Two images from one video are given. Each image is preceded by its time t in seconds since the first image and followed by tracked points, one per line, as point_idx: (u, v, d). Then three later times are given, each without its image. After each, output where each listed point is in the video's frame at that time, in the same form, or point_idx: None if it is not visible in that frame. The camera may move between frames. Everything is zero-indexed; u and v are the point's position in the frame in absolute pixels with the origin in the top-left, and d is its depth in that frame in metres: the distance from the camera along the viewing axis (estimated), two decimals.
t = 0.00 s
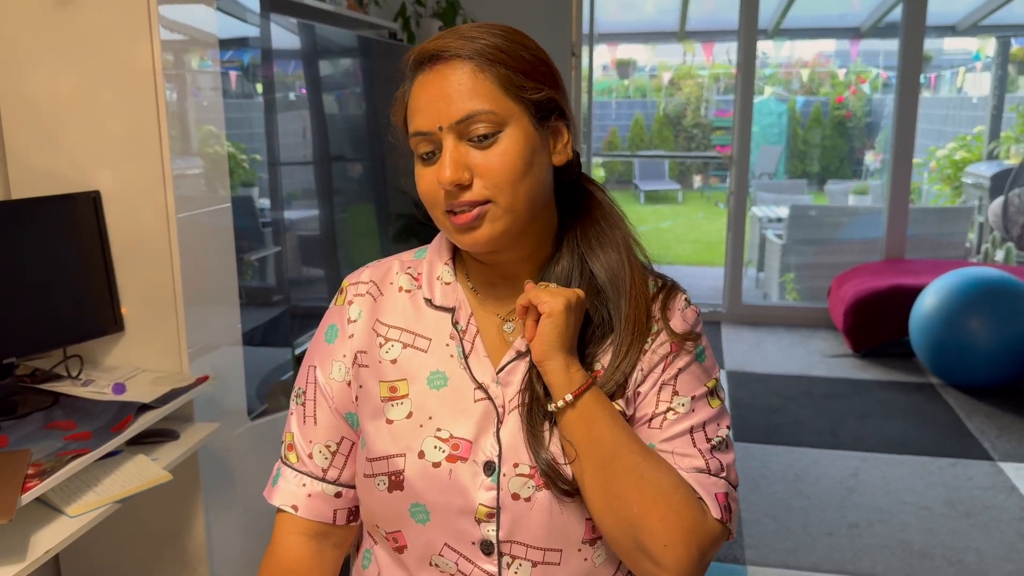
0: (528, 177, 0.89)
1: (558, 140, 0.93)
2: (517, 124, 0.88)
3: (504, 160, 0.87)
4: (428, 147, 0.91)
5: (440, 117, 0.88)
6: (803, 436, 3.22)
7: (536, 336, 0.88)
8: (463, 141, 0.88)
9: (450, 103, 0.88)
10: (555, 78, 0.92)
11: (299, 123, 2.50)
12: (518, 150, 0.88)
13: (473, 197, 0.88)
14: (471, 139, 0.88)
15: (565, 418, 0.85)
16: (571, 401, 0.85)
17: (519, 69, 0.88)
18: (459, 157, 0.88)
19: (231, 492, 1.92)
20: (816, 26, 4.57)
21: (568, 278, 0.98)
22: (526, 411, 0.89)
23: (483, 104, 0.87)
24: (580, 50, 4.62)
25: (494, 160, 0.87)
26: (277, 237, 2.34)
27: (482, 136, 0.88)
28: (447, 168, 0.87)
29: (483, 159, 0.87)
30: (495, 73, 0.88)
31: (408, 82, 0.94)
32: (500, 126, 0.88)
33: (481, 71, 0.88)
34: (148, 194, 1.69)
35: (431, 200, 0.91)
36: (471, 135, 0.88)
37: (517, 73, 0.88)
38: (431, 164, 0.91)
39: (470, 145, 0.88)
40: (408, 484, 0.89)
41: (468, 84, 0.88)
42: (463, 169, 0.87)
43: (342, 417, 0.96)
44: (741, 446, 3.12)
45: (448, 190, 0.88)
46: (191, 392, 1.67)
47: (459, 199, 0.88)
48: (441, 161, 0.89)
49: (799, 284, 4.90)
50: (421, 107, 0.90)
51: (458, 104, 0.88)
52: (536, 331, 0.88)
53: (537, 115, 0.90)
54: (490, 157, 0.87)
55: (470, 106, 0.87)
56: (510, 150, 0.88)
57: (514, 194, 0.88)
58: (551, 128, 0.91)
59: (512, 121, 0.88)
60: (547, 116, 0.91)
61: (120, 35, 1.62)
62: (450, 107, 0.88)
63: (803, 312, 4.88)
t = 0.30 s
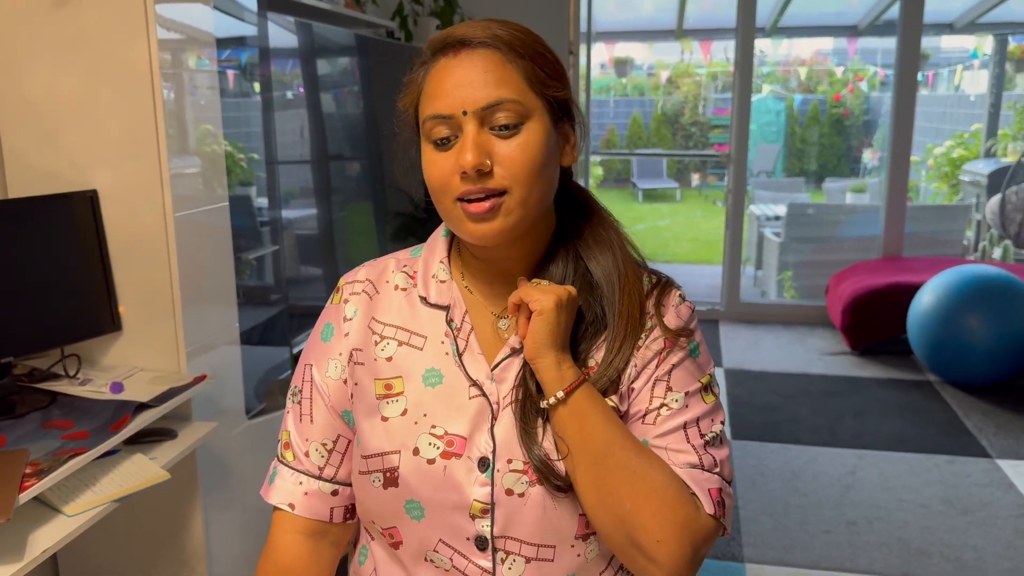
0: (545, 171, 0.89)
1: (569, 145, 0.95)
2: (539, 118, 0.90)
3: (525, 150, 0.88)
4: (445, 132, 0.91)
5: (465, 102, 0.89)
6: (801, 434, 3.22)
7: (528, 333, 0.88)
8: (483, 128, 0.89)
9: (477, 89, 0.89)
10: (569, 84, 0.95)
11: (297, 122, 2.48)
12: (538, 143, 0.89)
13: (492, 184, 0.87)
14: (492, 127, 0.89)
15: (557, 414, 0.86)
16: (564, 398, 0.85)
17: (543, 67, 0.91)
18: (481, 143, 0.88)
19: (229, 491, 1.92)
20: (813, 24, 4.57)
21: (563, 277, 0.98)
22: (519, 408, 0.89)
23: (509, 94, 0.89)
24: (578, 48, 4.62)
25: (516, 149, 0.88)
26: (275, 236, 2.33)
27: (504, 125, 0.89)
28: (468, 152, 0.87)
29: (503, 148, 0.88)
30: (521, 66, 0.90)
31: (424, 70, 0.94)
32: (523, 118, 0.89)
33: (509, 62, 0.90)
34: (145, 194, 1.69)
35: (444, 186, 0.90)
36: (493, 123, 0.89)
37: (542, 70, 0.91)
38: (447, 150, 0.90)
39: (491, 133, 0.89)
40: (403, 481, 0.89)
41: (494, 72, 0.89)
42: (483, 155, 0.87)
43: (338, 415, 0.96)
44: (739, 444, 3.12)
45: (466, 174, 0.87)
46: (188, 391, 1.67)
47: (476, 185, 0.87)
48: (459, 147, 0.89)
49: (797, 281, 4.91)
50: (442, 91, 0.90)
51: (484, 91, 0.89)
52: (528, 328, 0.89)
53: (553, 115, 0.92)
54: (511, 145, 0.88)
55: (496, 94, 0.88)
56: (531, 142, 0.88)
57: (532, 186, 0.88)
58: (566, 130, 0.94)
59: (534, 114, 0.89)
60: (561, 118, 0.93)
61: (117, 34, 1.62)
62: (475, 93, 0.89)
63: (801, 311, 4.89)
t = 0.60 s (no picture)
0: (557, 174, 0.90)
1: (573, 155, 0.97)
2: (558, 122, 0.90)
3: (544, 150, 0.88)
4: (464, 122, 0.90)
5: (491, 95, 0.88)
6: (799, 433, 3.22)
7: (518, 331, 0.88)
8: (506, 122, 0.88)
9: (504, 84, 0.88)
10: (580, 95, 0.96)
11: (295, 121, 2.46)
12: (556, 146, 0.89)
13: (511, 179, 0.87)
14: (514, 123, 0.88)
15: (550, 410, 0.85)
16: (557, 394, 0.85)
17: (565, 73, 0.92)
18: (503, 137, 0.87)
19: (227, 491, 1.93)
20: (812, 23, 4.57)
21: (552, 274, 0.98)
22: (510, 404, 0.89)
23: (535, 93, 0.89)
24: (576, 48, 4.61)
25: (536, 148, 0.88)
26: (273, 235, 2.32)
27: (525, 123, 0.89)
28: (491, 145, 0.86)
29: (524, 145, 0.88)
30: (546, 70, 0.91)
31: (444, 57, 0.93)
32: (544, 120, 0.89)
33: (537, 63, 0.90)
34: (143, 193, 1.69)
35: (459, 175, 0.88)
36: (516, 119, 0.89)
37: (563, 77, 0.92)
38: (466, 139, 0.89)
39: (513, 129, 0.88)
40: (398, 476, 0.89)
41: (522, 69, 0.89)
42: (505, 149, 0.87)
43: (331, 411, 0.96)
44: (737, 443, 3.12)
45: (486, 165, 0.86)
46: (185, 391, 1.67)
47: (496, 178, 0.87)
48: (479, 138, 0.88)
49: (795, 281, 4.91)
50: (467, 80, 0.89)
51: (511, 86, 0.88)
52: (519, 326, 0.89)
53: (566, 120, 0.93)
54: (533, 143, 0.88)
55: (522, 91, 0.88)
56: (549, 144, 0.89)
57: (547, 187, 0.89)
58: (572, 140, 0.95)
59: (554, 118, 0.90)
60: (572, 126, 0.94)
61: (115, 33, 1.62)
62: (502, 87, 0.88)
63: (799, 310, 4.88)
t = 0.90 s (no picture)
0: (562, 190, 0.90)
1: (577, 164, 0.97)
2: (567, 137, 0.90)
3: (552, 166, 0.88)
4: (474, 128, 0.89)
5: (505, 104, 0.87)
6: (798, 433, 3.22)
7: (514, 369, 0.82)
8: (517, 134, 0.88)
9: (520, 94, 0.88)
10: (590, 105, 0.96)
11: (295, 121, 2.46)
12: (564, 161, 0.89)
13: (518, 192, 0.87)
14: (525, 135, 0.88)
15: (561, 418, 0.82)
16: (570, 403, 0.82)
17: (578, 87, 0.92)
18: (514, 150, 0.87)
19: (226, 490, 1.93)
20: (811, 23, 4.57)
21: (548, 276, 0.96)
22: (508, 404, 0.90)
23: (549, 107, 0.88)
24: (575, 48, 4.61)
25: (544, 163, 0.88)
26: (272, 236, 2.31)
27: (536, 136, 0.88)
28: (501, 157, 0.86)
29: (533, 158, 0.87)
30: (560, 83, 0.90)
31: (460, 56, 0.92)
32: (555, 134, 0.89)
33: (553, 75, 0.89)
34: (142, 193, 1.69)
35: (465, 182, 0.88)
36: (527, 132, 0.88)
37: (576, 90, 0.92)
38: (475, 146, 0.89)
39: (523, 141, 0.88)
40: (393, 478, 0.89)
41: (538, 82, 0.88)
42: (514, 162, 0.87)
43: (329, 412, 0.96)
44: (736, 443, 3.12)
45: (494, 177, 0.86)
46: (183, 391, 1.66)
47: (503, 190, 0.86)
48: (489, 147, 0.88)
49: (795, 281, 4.91)
50: (481, 87, 0.88)
51: (527, 98, 0.88)
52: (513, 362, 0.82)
53: (575, 132, 0.93)
54: (541, 157, 0.88)
55: (537, 104, 0.88)
56: (557, 159, 0.89)
57: (551, 201, 0.89)
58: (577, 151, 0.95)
59: (564, 132, 0.90)
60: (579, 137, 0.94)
61: (115, 33, 1.62)
62: (516, 98, 0.88)
63: (799, 310, 4.88)
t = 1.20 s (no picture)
0: (562, 189, 0.91)
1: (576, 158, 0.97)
2: (565, 134, 0.91)
3: (551, 166, 0.89)
4: (470, 135, 0.90)
5: (499, 108, 0.88)
6: (798, 436, 3.22)
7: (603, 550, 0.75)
8: (513, 138, 0.89)
9: (513, 97, 0.88)
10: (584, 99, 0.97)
11: (296, 123, 2.46)
12: (563, 159, 0.90)
13: (520, 195, 0.88)
14: (522, 138, 0.89)
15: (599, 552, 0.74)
16: (609, 539, 0.73)
17: (570, 81, 0.92)
18: (511, 153, 0.88)
19: (226, 491, 1.93)
20: (812, 26, 4.57)
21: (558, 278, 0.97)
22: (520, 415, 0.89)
23: (542, 107, 0.89)
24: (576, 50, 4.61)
25: (543, 164, 0.89)
26: (273, 237, 2.31)
27: (533, 138, 0.89)
28: (500, 162, 0.87)
29: (532, 159, 0.88)
30: (553, 81, 0.90)
31: (449, 63, 0.92)
32: (551, 134, 0.90)
33: (545, 74, 0.90)
34: (143, 195, 1.69)
35: (465, 190, 0.89)
36: (523, 134, 0.89)
37: (569, 85, 0.92)
38: (473, 152, 0.89)
39: (520, 144, 0.89)
40: (392, 481, 0.89)
41: (531, 82, 0.89)
42: (514, 165, 0.87)
43: (328, 414, 0.96)
44: (736, 446, 3.12)
45: (495, 183, 0.87)
46: (184, 392, 1.66)
47: (505, 194, 0.87)
48: (487, 152, 0.88)
49: (795, 284, 4.91)
50: (474, 93, 0.89)
51: (521, 100, 0.88)
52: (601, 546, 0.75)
53: (571, 128, 0.93)
54: (541, 157, 0.89)
55: (531, 105, 0.88)
56: (556, 159, 0.89)
57: (554, 200, 0.90)
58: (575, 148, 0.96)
59: (560, 131, 0.90)
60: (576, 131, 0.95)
61: (116, 34, 1.62)
62: (511, 101, 0.88)
63: (799, 313, 4.89)
